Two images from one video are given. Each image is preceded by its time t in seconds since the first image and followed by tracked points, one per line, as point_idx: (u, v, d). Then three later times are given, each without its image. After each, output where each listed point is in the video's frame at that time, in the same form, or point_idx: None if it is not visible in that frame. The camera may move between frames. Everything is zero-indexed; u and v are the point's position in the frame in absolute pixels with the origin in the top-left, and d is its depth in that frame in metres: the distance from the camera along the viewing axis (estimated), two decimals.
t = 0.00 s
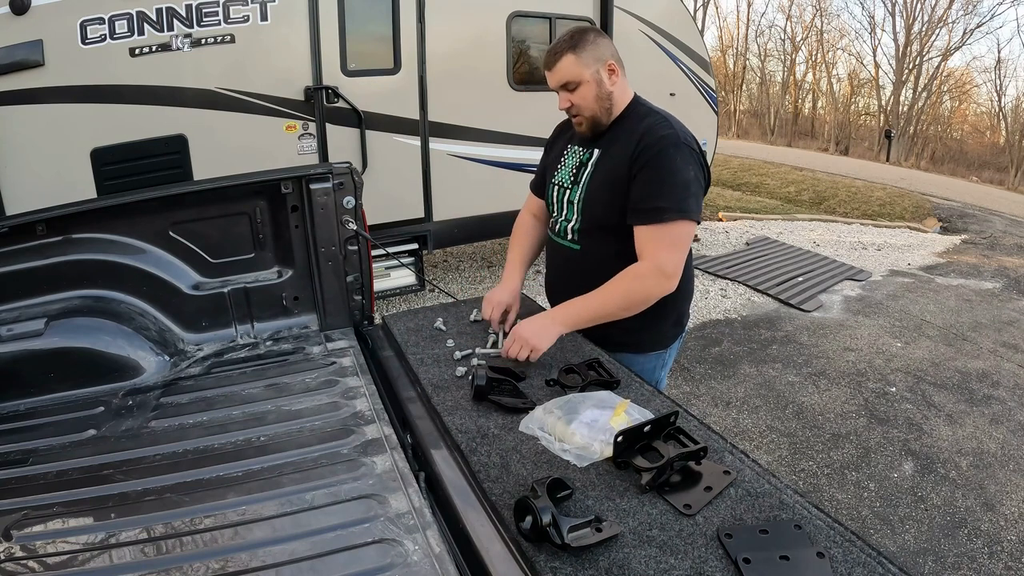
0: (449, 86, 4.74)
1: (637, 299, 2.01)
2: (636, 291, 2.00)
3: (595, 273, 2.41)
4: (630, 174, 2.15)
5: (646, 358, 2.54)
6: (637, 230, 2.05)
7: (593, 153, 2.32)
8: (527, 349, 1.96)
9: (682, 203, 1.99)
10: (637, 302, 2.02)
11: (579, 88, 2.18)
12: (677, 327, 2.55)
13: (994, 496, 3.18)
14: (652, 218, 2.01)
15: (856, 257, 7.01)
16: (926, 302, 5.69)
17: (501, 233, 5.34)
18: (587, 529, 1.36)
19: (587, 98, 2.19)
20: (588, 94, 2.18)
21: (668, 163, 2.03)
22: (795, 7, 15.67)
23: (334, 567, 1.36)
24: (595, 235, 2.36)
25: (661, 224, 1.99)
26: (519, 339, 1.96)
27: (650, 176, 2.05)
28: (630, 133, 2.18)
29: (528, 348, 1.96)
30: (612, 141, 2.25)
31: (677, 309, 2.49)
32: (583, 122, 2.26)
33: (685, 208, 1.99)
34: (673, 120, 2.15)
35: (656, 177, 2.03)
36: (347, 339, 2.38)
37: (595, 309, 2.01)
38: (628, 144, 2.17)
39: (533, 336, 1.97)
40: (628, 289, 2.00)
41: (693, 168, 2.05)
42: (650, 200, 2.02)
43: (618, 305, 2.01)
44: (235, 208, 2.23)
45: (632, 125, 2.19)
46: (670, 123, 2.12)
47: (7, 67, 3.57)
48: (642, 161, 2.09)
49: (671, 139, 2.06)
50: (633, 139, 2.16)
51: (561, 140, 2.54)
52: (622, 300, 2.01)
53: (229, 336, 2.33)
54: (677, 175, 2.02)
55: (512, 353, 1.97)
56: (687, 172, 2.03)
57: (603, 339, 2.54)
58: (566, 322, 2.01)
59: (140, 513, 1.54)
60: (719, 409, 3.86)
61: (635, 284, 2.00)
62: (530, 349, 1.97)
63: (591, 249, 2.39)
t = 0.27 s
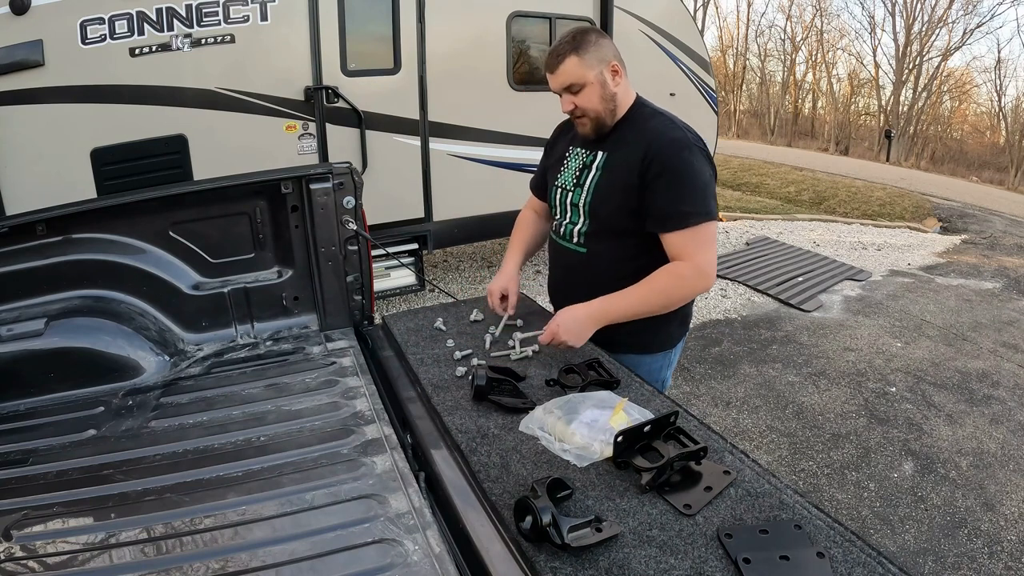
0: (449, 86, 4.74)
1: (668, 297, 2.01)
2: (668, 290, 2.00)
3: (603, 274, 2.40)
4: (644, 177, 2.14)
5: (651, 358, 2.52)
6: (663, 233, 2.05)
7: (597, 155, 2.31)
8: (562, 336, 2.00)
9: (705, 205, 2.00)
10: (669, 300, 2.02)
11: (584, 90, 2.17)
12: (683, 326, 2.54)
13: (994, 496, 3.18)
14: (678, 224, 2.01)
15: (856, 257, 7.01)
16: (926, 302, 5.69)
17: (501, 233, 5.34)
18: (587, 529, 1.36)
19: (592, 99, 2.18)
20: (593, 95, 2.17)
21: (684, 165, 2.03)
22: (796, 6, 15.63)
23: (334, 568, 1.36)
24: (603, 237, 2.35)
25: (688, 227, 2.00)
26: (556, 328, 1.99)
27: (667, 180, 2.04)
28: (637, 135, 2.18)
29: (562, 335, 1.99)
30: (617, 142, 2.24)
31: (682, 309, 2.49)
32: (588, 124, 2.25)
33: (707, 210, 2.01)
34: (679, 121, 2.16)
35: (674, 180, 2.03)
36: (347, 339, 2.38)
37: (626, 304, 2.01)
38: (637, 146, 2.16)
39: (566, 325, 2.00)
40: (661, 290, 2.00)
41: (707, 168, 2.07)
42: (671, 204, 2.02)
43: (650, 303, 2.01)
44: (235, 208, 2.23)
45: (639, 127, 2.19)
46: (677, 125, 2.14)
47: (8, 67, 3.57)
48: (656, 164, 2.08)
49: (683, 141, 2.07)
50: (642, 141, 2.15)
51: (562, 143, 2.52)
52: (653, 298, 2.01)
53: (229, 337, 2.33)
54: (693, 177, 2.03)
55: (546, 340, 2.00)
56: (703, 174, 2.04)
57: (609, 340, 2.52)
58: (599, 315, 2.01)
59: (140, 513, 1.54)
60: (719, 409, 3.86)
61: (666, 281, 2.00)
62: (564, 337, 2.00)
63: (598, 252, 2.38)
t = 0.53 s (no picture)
0: (449, 86, 4.74)
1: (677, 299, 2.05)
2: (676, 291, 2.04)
3: (609, 276, 2.39)
4: (651, 177, 2.15)
5: (658, 359, 2.52)
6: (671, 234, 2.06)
7: (601, 156, 2.31)
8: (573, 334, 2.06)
9: (713, 205, 2.02)
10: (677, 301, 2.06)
11: (594, 89, 2.12)
12: (688, 324, 2.54)
13: (994, 496, 3.18)
14: (687, 224, 2.02)
15: (856, 257, 7.01)
16: (926, 302, 5.69)
17: (501, 233, 5.34)
18: (587, 529, 1.36)
19: (602, 98, 2.13)
20: (603, 95, 2.13)
21: (692, 165, 2.04)
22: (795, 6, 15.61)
23: (334, 568, 1.36)
24: (609, 238, 2.35)
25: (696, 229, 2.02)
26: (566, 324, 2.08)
27: (676, 180, 2.05)
28: (642, 135, 2.18)
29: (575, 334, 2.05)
30: (622, 143, 2.23)
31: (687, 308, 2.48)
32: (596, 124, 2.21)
33: (715, 209, 2.02)
34: (683, 120, 2.17)
35: (682, 180, 2.04)
36: (347, 339, 2.38)
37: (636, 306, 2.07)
38: (643, 147, 2.16)
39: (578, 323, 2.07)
40: (671, 291, 2.04)
41: (713, 167, 2.09)
42: (679, 205, 2.03)
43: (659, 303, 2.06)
44: (235, 208, 2.23)
45: (644, 127, 2.18)
46: (682, 125, 2.14)
47: (8, 67, 3.57)
48: (664, 165, 2.09)
49: (689, 142, 2.08)
50: (648, 141, 2.15)
51: (564, 144, 2.51)
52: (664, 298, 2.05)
53: (229, 337, 2.33)
54: (700, 176, 2.04)
55: (555, 333, 2.08)
56: (709, 174, 2.06)
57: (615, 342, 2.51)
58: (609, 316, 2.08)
59: (140, 513, 1.54)
60: (719, 409, 3.86)
61: (676, 281, 2.04)
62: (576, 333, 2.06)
63: (605, 252, 2.38)
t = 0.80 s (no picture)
0: (449, 86, 4.74)
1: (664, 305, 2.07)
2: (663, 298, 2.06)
3: (612, 275, 2.39)
4: (651, 177, 2.14)
5: (662, 359, 2.52)
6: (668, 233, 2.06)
7: (604, 156, 2.30)
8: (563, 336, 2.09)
9: (710, 206, 2.01)
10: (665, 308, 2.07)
11: (602, 89, 2.12)
12: (691, 324, 2.54)
13: (994, 496, 3.18)
14: (685, 224, 2.02)
15: (856, 257, 7.01)
16: (926, 302, 5.69)
17: (501, 233, 5.34)
18: (587, 529, 1.36)
19: (610, 99, 2.13)
20: (611, 95, 2.13)
21: (693, 164, 2.03)
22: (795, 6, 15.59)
23: (334, 567, 1.36)
24: (611, 237, 2.35)
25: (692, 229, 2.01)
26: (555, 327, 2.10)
27: (676, 181, 2.04)
28: (644, 134, 2.17)
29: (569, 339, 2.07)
30: (625, 142, 2.22)
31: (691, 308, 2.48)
32: (604, 125, 2.20)
33: (713, 210, 2.02)
34: (684, 120, 2.16)
35: (683, 180, 2.03)
36: (347, 339, 2.38)
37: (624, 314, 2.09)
38: (645, 147, 2.15)
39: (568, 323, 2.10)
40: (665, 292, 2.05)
41: (714, 167, 2.08)
42: (679, 205, 2.02)
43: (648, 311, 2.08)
44: (235, 208, 2.23)
45: (646, 126, 2.18)
46: (684, 125, 2.13)
47: (8, 67, 3.58)
48: (665, 164, 2.08)
49: (690, 142, 2.07)
50: (650, 140, 2.14)
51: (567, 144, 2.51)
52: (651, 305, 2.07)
53: (229, 337, 2.33)
54: (701, 177, 2.03)
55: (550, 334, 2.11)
56: (710, 174, 2.05)
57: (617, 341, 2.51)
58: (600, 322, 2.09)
59: (140, 513, 1.54)
60: (719, 409, 3.86)
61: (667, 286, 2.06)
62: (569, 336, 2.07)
63: (608, 252, 2.37)
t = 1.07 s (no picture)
0: (449, 86, 4.74)
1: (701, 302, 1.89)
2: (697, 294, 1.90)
3: (614, 275, 2.38)
4: (657, 178, 2.11)
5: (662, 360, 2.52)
6: (679, 232, 2.02)
7: (606, 155, 2.30)
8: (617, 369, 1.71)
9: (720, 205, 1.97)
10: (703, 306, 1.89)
11: (603, 90, 2.10)
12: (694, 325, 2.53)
13: (994, 496, 3.18)
14: (695, 224, 1.97)
15: (856, 257, 7.01)
16: (926, 302, 5.69)
17: (501, 233, 5.34)
18: (587, 529, 1.36)
19: (612, 99, 2.11)
20: (613, 95, 2.11)
21: (698, 167, 2.00)
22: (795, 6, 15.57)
23: (334, 568, 1.36)
24: (612, 237, 2.34)
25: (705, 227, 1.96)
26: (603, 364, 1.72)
27: (682, 182, 2.01)
28: (649, 135, 2.15)
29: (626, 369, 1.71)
30: (628, 143, 2.21)
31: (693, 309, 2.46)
32: (606, 126, 2.18)
33: (723, 210, 1.97)
34: (688, 120, 2.15)
35: (689, 182, 2.00)
36: (347, 339, 2.38)
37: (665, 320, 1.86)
38: (648, 147, 2.14)
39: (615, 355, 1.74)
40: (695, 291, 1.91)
41: (720, 167, 2.04)
42: (686, 206, 1.99)
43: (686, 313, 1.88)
44: (235, 208, 2.23)
45: (651, 128, 2.16)
46: (688, 125, 2.11)
47: (8, 68, 3.58)
48: (671, 167, 2.05)
49: (695, 142, 2.04)
50: (654, 142, 2.12)
51: (572, 142, 2.52)
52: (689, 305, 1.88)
53: (229, 337, 2.33)
54: (708, 177, 1.99)
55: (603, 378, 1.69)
56: (717, 174, 2.01)
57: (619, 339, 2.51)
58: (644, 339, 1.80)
59: (140, 513, 1.54)
60: (719, 409, 3.86)
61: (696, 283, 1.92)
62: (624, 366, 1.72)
63: (609, 252, 2.37)
